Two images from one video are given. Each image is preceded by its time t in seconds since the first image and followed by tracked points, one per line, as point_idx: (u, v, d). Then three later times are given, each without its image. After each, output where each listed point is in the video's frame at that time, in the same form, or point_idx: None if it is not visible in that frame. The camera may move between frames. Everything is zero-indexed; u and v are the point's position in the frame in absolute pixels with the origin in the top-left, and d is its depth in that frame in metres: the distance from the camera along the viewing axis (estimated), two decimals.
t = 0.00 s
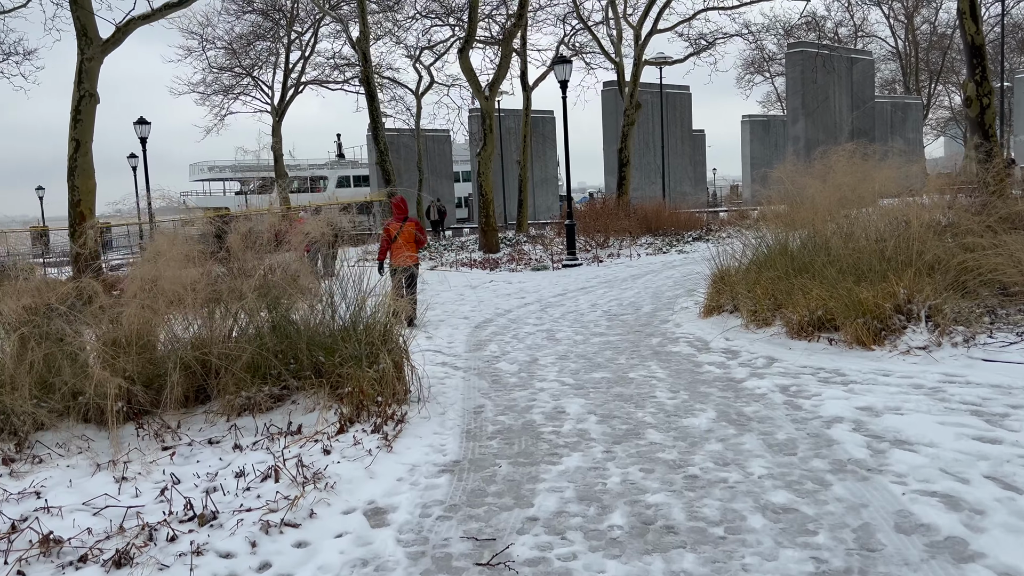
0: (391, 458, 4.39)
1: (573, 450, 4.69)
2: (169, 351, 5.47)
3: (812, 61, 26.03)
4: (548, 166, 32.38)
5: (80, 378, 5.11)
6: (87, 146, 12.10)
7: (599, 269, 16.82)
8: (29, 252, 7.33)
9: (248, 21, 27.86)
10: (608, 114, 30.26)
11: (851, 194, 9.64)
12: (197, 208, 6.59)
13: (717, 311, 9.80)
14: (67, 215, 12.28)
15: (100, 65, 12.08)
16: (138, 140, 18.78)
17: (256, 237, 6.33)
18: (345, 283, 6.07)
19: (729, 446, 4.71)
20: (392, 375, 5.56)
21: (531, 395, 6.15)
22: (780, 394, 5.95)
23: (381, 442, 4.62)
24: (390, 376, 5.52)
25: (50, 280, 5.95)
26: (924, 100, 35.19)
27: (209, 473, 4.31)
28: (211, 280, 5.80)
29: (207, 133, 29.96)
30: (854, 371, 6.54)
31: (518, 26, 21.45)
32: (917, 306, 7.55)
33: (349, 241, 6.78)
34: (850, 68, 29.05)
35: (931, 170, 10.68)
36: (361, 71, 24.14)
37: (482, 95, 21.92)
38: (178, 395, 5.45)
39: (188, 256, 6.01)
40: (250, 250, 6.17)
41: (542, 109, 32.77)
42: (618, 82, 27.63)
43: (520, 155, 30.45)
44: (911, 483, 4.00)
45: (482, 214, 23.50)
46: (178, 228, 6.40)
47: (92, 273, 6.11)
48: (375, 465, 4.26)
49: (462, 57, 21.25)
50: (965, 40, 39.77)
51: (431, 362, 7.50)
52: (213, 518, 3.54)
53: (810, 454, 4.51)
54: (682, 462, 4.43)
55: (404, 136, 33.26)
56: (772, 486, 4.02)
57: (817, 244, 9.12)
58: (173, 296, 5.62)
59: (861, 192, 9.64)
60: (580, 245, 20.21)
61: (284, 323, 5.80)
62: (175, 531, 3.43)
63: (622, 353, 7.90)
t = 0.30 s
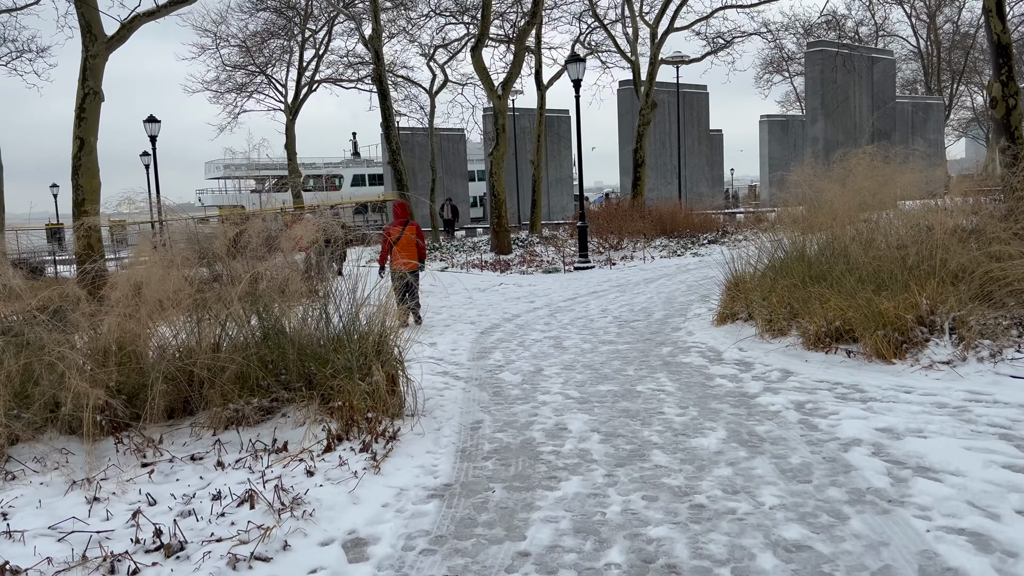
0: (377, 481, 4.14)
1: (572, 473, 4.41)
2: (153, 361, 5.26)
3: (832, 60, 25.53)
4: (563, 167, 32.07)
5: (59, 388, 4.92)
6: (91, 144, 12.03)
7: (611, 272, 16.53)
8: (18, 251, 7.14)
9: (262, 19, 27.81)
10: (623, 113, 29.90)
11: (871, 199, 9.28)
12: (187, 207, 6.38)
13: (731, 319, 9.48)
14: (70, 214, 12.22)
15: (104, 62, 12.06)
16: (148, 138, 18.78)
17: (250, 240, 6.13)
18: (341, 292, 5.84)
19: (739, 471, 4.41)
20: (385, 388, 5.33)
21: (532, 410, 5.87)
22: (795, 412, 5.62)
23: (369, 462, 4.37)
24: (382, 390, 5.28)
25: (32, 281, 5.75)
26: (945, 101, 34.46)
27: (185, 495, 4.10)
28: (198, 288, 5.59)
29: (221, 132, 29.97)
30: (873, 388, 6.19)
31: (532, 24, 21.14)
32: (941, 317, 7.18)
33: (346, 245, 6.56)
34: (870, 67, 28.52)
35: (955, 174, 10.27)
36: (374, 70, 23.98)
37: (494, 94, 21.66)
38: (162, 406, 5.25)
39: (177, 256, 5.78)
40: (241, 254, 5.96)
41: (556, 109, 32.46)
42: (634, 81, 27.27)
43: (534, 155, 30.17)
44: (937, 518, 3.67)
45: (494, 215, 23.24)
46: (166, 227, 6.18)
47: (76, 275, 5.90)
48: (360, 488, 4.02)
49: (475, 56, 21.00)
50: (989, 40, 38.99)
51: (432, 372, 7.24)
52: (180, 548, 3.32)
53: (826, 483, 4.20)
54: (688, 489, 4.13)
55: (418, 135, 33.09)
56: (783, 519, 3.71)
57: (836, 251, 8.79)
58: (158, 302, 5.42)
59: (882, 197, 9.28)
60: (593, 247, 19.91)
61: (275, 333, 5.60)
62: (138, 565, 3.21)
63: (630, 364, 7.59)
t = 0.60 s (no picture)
0: (355, 490, 3.90)
1: (565, 484, 4.14)
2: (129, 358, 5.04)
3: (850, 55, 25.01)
4: (576, 162, 31.73)
5: (30, 387, 4.71)
6: (93, 135, 11.84)
7: (622, 269, 16.22)
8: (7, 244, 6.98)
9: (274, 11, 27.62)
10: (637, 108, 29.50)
11: (889, 195, 8.94)
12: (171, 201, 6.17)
13: (742, 319, 9.16)
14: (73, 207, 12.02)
15: (107, 52, 11.87)
16: (157, 131, 18.66)
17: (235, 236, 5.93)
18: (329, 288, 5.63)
19: (744, 485, 4.11)
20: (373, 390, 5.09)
21: (528, 414, 5.59)
22: (806, 419, 5.31)
23: (349, 470, 4.13)
24: (370, 392, 5.05)
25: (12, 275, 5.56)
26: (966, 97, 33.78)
27: (154, 503, 3.88)
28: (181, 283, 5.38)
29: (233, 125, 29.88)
30: (891, 394, 5.86)
31: (544, 16, 20.81)
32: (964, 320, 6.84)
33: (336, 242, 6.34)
34: (890, 62, 27.95)
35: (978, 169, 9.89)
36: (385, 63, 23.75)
37: (506, 87, 21.35)
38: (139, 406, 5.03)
39: (157, 255, 5.59)
40: (225, 250, 5.75)
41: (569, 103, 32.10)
42: (648, 75, 26.85)
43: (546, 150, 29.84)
44: (960, 542, 3.36)
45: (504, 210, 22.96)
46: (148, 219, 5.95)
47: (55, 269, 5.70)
48: (336, 499, 3.78)
49: (486, 49, 20.71)
50: (1011, 35, 38.21)
51: (428, 371, 6.98)
52: (135, 566, 3.09)
53: (838, 499, 3.89)
54: (689, 505, 3.85)
55: (430, 130, 32.83)
56: (791, 540, 3.42)
57: (851, 249, 8.44)
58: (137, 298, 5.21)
59: (901, 193, 8.92)
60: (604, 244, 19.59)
61: (260, 330, 5.38)
62: None
63: (635, 365, 7.29)
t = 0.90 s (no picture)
0: (338, 508, 3.67)
1: (564, 504, 3.88)
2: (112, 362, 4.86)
3: (872, 50, 24.43)
4: (591, 159, 31.38)
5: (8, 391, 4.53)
6: (99, 129, 11.76)
7: (635, 268, 15.91)
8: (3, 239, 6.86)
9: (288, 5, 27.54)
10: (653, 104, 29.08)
11: (914, 193, 8.57)
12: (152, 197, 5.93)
13: (757, 322, 8.83)
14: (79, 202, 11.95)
15: (113, 45, 11.80)
16: (169, 125, 18.60)
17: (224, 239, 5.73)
18: (323, 292, 5.43)
19: (756, 507, 3.83)
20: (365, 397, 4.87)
21: (530, 423, 5.33)
22: (824, 433, 5.00)
23: (334, 485, 3.90)
24: (362, 399, 4.82)
25: None
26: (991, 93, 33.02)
27: (125, 519, 3.67)
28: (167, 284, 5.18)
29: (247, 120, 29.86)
30: (915, 406, 5.52)
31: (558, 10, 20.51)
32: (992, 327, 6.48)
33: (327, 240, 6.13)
34: (913, 58, 27.32)
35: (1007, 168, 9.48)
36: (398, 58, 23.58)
37: (519, 82, 21.07)
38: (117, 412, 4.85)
39: (143, 254, 5.40)
40: (213, 250, 5.54)
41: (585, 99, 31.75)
42: (665, 70, 26.43)
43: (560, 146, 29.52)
44: None
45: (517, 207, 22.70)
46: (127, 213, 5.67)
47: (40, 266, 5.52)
48: (316, 518, 3.55)
49: (499, 43, 20.44)
50: None
51: (429, 375, 6.74)
52: None
53: (858, 525, 3.60)
54: (696, 530, 3.57)
55: (445, 125, 32.60)
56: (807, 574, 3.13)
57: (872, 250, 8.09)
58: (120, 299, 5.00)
59: (926, 192, 8.54)
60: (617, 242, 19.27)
61: (249, 334, 5.17)
62: None
63: (645, 370, 7.00)
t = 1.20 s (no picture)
0: (317, 525, 3.40)
1: (563, 522, 3.57)
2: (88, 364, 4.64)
3: (891, 46, 23.86)
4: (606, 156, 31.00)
5: None
6: (102, 122, 11.55)
7: (647, 267, 15.54)
8: None
9: None
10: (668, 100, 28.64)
11: (941, 190, 8.17)
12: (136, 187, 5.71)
13: (774, 323, 8.47)
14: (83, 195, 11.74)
15: (116, 36, 11.60)
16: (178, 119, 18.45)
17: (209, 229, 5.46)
18: (313, 290, 5.15)
19: (773, 528, 3.51)
20: (355, 402, 4.58)
21: (532, 430, 5.02)
22: (846, 444, 4.65)
23: (314, 499, 3.63)
24: (350, 404, 4.55)
25: None
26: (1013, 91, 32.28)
27: (88, 533, 3.42)
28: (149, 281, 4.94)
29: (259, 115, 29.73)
30: (943, 416, 5.15)
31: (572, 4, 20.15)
32: None
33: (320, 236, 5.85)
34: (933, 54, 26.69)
35: None
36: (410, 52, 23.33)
37: (532, 77, 20.73)
38: (92, 413, 4.63)
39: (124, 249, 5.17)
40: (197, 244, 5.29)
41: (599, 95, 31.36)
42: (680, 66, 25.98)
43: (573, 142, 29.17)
44: None
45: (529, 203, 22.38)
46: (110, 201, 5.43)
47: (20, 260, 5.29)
48: (291, 537, 3.28)
49: (511, 37, 20.12)
50: None
51: (428, 377, 6.45)
52: None
53: (887, 552, 3.26)
54: (707, 554, 3.25)
55: (457, 121, 32.31)
56: None
57: (895, 249, 7.71)
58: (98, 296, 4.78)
59: (953, 188, 8.13)
60: (630, 240, 18.92)
61: (234, 334, 4.92)
62: None
63: (655, 373, 6.67)
